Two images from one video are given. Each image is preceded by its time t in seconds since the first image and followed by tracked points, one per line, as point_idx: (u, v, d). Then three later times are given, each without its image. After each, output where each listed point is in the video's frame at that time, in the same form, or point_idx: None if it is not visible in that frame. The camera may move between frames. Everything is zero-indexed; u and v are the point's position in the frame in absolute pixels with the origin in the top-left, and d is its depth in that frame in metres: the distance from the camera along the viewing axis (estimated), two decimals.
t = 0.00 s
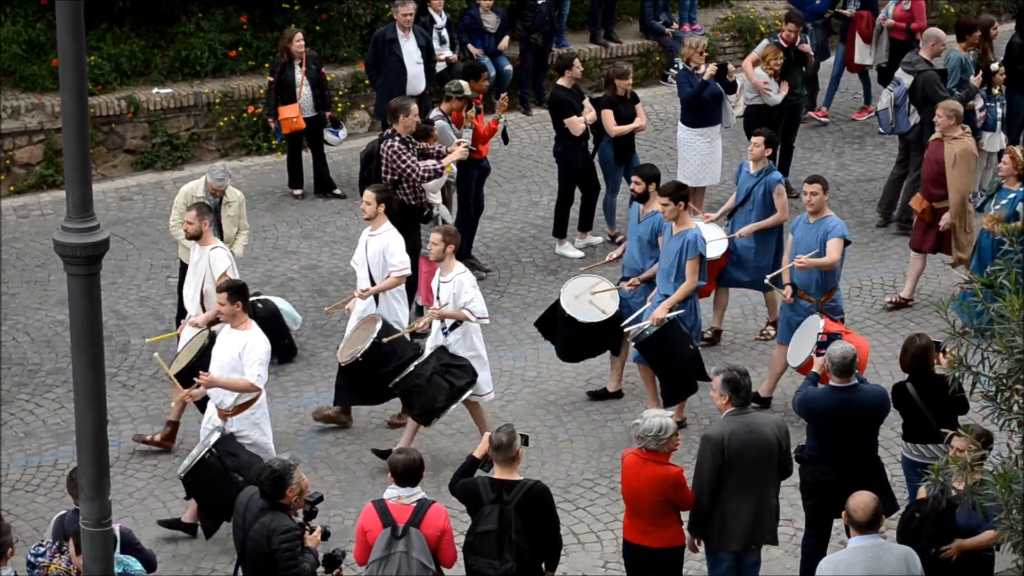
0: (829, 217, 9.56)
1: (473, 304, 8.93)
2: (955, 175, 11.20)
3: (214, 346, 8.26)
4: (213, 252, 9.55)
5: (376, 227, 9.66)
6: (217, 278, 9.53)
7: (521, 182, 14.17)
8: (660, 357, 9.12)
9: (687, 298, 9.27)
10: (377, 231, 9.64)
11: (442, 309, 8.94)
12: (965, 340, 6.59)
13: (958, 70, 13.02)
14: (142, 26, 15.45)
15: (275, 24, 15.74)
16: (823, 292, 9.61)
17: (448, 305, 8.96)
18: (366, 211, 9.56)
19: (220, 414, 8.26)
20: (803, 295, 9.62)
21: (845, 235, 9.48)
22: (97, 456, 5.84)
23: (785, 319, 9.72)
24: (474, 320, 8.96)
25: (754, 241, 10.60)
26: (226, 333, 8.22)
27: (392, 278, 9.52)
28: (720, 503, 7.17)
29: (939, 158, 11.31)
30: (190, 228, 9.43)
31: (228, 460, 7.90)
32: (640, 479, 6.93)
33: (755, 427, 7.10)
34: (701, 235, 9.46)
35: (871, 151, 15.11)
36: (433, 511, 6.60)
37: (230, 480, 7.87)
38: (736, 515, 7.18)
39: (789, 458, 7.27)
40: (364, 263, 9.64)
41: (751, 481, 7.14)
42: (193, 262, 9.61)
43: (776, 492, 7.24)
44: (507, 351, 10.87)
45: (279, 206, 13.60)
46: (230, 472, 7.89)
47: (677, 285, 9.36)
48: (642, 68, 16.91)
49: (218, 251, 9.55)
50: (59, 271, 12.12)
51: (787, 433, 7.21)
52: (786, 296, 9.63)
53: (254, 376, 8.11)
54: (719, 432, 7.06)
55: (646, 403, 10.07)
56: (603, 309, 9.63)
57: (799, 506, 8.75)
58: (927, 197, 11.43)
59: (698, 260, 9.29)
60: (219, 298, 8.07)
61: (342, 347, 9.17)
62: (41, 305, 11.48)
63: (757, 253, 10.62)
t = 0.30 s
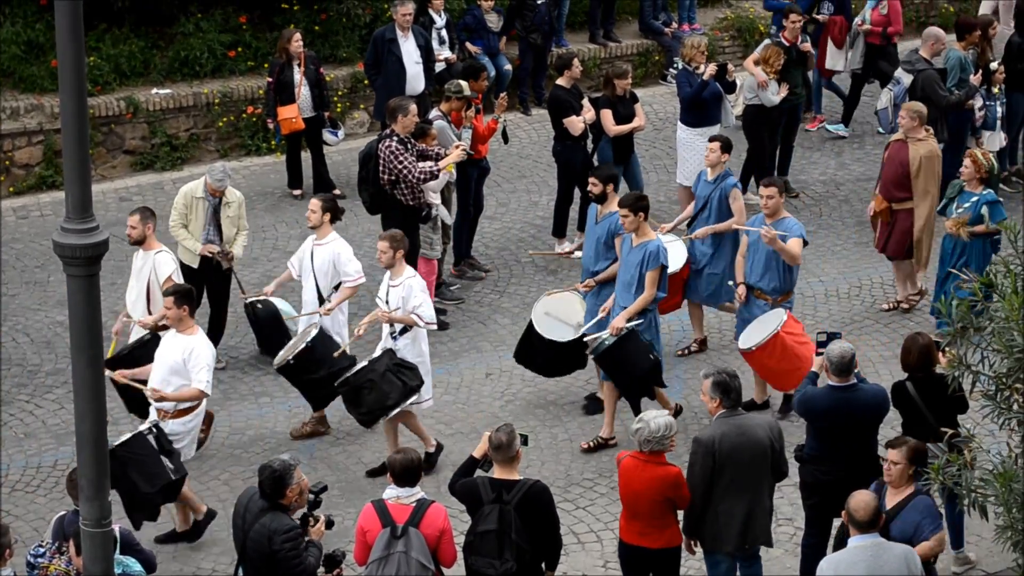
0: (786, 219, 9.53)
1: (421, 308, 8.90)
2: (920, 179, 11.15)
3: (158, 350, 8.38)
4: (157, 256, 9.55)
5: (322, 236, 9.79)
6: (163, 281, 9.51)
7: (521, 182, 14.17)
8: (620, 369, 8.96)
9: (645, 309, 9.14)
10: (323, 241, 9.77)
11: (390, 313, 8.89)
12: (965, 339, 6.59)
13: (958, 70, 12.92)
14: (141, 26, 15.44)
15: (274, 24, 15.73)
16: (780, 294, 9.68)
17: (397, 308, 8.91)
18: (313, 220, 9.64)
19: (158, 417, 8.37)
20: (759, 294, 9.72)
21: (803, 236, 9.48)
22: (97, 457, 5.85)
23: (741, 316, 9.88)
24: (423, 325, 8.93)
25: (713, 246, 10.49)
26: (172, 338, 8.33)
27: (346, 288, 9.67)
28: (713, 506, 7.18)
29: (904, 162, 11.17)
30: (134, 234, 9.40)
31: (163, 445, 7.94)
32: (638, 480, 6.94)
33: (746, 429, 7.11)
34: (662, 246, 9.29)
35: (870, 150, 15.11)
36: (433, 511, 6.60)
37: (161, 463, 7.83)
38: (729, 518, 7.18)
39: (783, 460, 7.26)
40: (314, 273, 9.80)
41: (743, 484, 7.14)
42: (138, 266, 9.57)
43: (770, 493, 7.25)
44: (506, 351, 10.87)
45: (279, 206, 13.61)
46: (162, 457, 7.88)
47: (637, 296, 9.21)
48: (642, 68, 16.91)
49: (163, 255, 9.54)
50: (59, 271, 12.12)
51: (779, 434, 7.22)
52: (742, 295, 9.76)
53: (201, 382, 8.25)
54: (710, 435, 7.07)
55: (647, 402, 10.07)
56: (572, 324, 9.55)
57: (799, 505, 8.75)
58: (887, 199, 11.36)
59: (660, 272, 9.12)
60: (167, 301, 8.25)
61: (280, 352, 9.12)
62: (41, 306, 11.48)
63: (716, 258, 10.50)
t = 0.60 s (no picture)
0: (748, 232, 9.59)
1: (381, 322, 8.85)
2: (885, 192, 10.88)
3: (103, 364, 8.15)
4: (112, 265, 9.47)
5: (274, 241, 9.52)
6: (117, 291, 9.42)
7: (521, 179, 14.17)
8: (575, 358, 8.87)
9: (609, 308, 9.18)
10: (276, 247, 9.51)
11: (352, 323, 8.83)
12: (964, 337, 6.59)
13: (959, 67, 12.97)
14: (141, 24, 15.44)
15: (274, 22, 15.72)
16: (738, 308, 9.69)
17: (355, 319, 8.87)
18: (265, 226, 9.39)
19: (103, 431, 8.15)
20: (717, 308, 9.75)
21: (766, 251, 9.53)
22: (97, 456, 5.85)
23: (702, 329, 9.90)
24: (381, 338, 8.86)
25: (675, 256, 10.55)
26: (116, 351, 8.10)
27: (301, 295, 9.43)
28: (712, 505, 7.17)
29: (867, 172, 10.90)
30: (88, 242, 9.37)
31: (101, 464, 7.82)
32: (640, 477, 6.95)
33: (744, 427, 7.12)
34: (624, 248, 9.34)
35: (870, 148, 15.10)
36: (433, 508, 6.60)
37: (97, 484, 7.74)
38: (729, 517, 7.17)
39: (782, 458, 7.28)
40: (265, 277, 9.50)
41: (742, 482, 7.14)
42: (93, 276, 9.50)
43: (769, 491, 7.25)
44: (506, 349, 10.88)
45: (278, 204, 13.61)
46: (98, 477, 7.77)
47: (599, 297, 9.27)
48: (642, 65, 16.91)
49: (118, 264, 9.47)
50: (59, 269, 12.12)
51: (777, 431, 7.22)
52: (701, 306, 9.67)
53: (148, 399, 8.06)
54: (709, 434, 7.07)
55: (646, 400, 10.07)
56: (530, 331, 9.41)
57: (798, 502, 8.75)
58: (851, 210, 11.07)
59: (624, 273, 9.19)
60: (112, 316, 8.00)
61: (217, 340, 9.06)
62: (41, 303, 11.48)
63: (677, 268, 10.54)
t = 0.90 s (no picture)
0: (708, 234, 9.34)
1: (326, 328, 8.77)
2: (849, 188, 10.61)
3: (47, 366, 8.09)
4: (56, 271, 9.06)
5: (223, 241, 9.36)
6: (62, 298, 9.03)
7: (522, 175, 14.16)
8: (533, 376, 8.71)
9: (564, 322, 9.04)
10: (224, 248, 9.34)
11: (294, 329, 8.75)
12: (964, 333, 6.58)
13: (960, 64, 12.83)
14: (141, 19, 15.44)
15: (274, 17, 15.70)
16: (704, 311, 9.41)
17: (299, 325, 8.77)
18: (213, 227, 9.23)
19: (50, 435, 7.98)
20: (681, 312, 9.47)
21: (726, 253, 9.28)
22: (97, 451, 5.85)
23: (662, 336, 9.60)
24: (327, 344, 8.80)
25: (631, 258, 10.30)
26: (58, 350, 8.08)
27: (239, 298, 9.20)
28: (712, 502, 7.14)
29: (831, 170, 10.70)
30: (34, 246, 8.97)
31: (46, 476, 7.85)
32: (648, 470, 6.94)
33: (745, 423, 7.15)
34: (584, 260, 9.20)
35: (871, 144, 15.09)
36: (432, 503, 6.59)
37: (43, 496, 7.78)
38: (730, 514, 7.16)
39: (782, 453, 7.30)
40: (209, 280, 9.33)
41: (742, 478, 7.14)
42: (37, 280, 9.13)
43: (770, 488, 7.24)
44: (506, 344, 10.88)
45: (279, 199, 13.61)
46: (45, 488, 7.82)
47: (555, 309, 9.11)
48: (642, 61, 16.90)
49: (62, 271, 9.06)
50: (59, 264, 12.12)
51: (777, 427, 7.25)
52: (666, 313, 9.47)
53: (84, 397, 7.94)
54: (710, 430, 7.09)
55: (646, 395, 10.06)
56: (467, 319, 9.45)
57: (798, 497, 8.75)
58: (817, 207, 10.87)
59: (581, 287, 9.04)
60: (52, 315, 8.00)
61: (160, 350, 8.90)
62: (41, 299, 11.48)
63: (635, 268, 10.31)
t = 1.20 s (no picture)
0: (664, 240, 9.05)
1: (273, 334, 8.55)
2: (808, 194, 10.52)
3: None
4: None
5: (168, 247, 9.23)
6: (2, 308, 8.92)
7: (523, 170, 14.16)
8: (501, 388, 8.68)
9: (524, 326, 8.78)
10: (167, 253, 9.20)
11: (242, 339, 8.52)
12: (965, 329, 6.58)
13: (963, 61, 12.82)
14: (142, 14, 15.44)
15: (275, 12, 15.69)
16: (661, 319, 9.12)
17: (248, 334, 8.54)
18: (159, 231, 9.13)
19: None
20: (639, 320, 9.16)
21: (681, 259, 8.97)
22: (98, 447, 5.84)
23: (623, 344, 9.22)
24: (276, 350, 8.58)
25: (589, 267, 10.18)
26: None
27: (185, 302, 9.04)
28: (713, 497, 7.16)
29: (791, 175, 10.57)
30: None
31: None
32: (658, 462, 6.96)
33: (746, 419, 7.12)
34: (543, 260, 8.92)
35: (871, 140, 15.09)
36: (431, 498, 6.59)
37: None
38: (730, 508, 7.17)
39: (783, 449, 7.28)
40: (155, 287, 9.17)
41: (743, 474, 7.14)
42: None
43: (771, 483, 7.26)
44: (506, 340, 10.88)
45: (279, 194, 13.61)
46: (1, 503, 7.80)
47: (514, 313, 8.87)
48: (643, 57, 16.90)
49: (5, 279, 8.99)
50: (60, 259, 12.12)
51: (778, 423, 7.24)
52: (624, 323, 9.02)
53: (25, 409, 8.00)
54: (712, 426, 7.07)
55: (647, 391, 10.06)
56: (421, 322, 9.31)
57: (799, 493, 8.76)
58: (777, 214, 10.71)
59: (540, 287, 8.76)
60: None
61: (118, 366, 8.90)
62: (41, 293, 11.48)
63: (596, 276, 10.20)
